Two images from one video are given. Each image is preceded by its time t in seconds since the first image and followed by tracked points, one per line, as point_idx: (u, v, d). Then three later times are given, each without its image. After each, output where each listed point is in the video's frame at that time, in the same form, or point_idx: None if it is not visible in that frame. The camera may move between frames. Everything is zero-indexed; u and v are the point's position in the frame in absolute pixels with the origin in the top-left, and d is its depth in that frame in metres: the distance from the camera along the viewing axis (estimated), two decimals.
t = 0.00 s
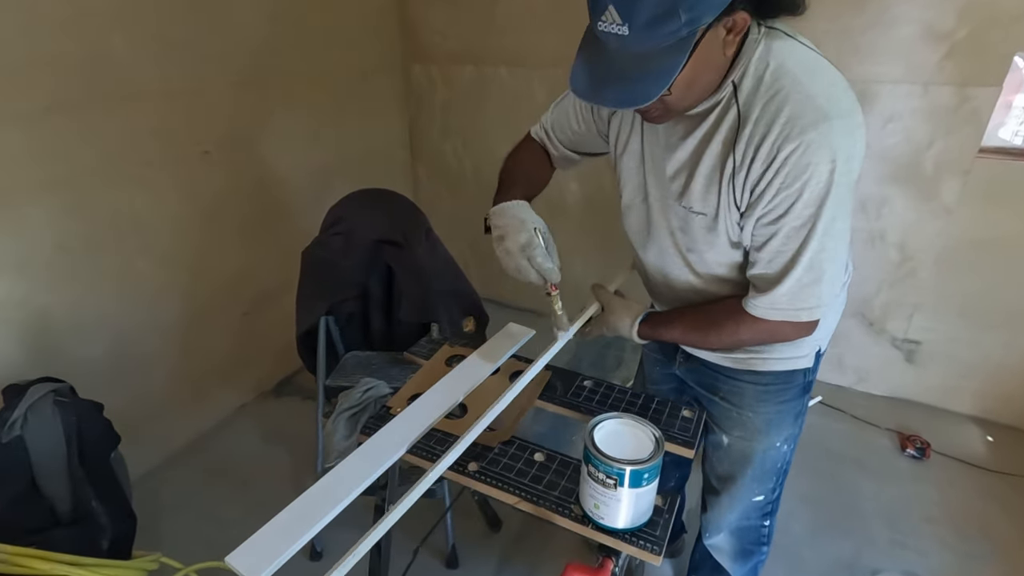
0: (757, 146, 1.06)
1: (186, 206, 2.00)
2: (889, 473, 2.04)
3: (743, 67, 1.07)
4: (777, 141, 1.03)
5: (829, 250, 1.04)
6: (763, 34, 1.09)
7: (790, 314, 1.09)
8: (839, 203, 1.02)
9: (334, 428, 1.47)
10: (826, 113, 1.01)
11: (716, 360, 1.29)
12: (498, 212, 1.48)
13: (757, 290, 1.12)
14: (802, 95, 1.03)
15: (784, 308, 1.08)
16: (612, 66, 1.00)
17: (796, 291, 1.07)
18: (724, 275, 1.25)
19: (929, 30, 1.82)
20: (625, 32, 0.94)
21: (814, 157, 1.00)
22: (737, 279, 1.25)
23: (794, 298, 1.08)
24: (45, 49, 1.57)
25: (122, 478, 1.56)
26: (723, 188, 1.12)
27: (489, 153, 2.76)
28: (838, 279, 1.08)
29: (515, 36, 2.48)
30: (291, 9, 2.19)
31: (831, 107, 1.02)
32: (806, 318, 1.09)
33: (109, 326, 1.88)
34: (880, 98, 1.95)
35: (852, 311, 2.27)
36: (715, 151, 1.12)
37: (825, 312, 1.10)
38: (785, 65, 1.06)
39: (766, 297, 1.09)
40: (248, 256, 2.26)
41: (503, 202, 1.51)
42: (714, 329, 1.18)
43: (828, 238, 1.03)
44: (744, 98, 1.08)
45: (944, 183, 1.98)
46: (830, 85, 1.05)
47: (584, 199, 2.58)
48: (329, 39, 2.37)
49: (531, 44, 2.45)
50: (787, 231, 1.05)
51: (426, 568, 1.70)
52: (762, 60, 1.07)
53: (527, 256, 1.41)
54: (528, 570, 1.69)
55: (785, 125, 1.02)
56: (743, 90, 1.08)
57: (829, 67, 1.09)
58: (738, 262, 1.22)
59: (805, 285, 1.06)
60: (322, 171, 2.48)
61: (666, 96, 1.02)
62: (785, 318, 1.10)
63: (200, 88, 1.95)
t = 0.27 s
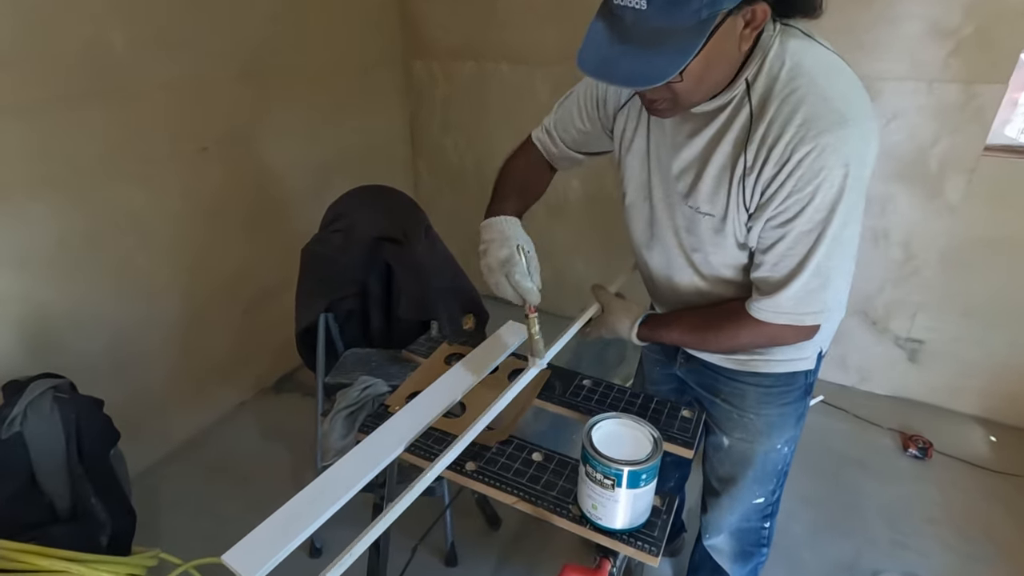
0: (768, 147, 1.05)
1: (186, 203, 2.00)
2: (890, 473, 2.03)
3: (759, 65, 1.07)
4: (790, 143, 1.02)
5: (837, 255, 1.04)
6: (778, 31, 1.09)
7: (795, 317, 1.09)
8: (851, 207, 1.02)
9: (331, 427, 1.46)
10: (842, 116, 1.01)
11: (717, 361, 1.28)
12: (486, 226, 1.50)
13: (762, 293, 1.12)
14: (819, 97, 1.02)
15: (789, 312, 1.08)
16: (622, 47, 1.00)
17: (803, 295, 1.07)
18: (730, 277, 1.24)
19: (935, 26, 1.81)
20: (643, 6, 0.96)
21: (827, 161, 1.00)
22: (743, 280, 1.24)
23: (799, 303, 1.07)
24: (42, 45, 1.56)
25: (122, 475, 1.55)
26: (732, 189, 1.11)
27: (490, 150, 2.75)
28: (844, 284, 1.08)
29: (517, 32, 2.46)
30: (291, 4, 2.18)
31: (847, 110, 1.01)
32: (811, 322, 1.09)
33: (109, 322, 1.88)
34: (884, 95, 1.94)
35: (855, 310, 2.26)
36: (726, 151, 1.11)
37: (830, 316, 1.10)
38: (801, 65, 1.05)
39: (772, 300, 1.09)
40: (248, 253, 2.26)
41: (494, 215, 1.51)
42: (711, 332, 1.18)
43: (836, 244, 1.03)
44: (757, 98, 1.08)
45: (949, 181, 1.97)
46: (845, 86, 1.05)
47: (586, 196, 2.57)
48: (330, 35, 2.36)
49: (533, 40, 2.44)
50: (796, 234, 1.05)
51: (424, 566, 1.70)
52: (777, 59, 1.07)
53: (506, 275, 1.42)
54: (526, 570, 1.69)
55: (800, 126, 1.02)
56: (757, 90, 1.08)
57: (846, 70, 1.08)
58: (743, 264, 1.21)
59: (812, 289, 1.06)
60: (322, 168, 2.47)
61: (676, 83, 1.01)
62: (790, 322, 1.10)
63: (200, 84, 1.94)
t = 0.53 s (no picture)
0: (776, 141, 1.04)
1: (189, 198, 2.00)
2: (893, 472, 2.03)
3: (770, 57, 1.05)
4: (798, 137, 1.00)
5: (844, 255, 1.01)
6: (792, 22, 1.07)
7: (800, 319, 1.06)
8: (860, 205, 0.99)
9: (331, 423, 1.45)
10: (854, 111, 0.98)
11: (718, 362, 1.27)
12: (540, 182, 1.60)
13: (766, 292, 1.10)
14: (830, 90, 1.00)
15: (794, 313, 1.06)
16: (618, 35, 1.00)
17: (809, 295, 1.04)
18: (735, 273, 1.24)
19: (942, 22, 1.80)
20: None
21: (836, 156, 0.97)
22: (747, 278, 1.23)
23: (806, 303, 1.05)
24: (46, 40, 1.57)
25: (125, 469, 1.56)
26: (737, 182, 1.10)
27: (493, 147, 2.75)
28: (852, 286, 1.05)
29: (521, 27, 2.45)
30: None
31: (859, 105, 0.98)
32: (817, 324, 1.06)
33: (113, 316, 1.89)
34: (890, 91, 1.93)
35: (858, 307, 2.26)
36: (732, 143, 1.11)
37: (837, 319, 1.07)
38: (813, 57, 1.03)
39: (775, 300, 1.07)
40: (251, 248, 2.26)
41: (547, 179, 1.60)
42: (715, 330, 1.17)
43: (843, 243, 1.00)
44: (767, 89, 1.06)
45: (954, 179, 1.96)
46: (858, 81, 1.02)
47: (589, 193, 2.57)
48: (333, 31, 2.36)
49: (537, 36, 2.43)
50: (802, 232, 1.02)
51: (427, 560, 1.71)
52: (789, 50, 1.05)
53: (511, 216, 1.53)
54: (528, 565, 1.69)
55: (809, 120, 1.00)
56: (767, 82, 1.06)
57: (862, 65, 1.05)
58: (747, 261, 1.20)
59: (817, 290, 1.04)
60: (326, 163, 2.48)
61: (681, 75, 1.01)
62: (797, 323, 1.07)
63: (203, 79, 1.94)
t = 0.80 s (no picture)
0: (769, 121, 1.03)
1: (195, 193, 2.01)
2: (895, 469, 2.03)
3: (767, 38, 1.05)
4: (791, 118, 1.00)
5: (835, 239, 1.02)
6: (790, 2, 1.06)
7: (794, 305, 1.07)
8: (851, 188, 0.99)
9: (337, 416, 1.49)
10: (847, 93, 0.98)
11: (715, 358, 1.27)
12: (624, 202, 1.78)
13: (761, 277, 1.11)
14: (825, 72, 1.00)
15: (787, 298, 1.07)
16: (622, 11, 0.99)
17: (800, 279, 1.05)
18: (726, 257, 1.25)
19: (947, 19, 1.79)
20: None
21: (827, 138, 0.97)
22: (740, 261, 1.24)
23: (798, 289, 1.06)
24: (53, 36, 1.58)
25: (132, 462, 1.57)
26: (729, 163, 1.11)
27: (497, 143, 2.75)
28: (843, 270, 1.05)
29: (525, 24, 2.45)
30: None
31: (853, 87, 0.98)
32: (809, 313, 1.07)
33: (119, 311, 1.90)
34: (895, 88, 1.93)
35: (861, 305, 2.26)
36: (726, 124, 1.11)
37: (829, 305, 1.08)
38: (808, 38, 1.03)
39: (769, 286, 1.08)
40: (256, 244, 2.27)
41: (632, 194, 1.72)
42: (713, 324, 1.18)
43: (835, 227, 1.01)
44: (762, 69, 1.06)
45: (959, 176, 1.96)
46: (855, 65, 1.02)
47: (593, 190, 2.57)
48: (338, 27, 2.36)
49: (541, 32, 2.43)
50: (794, 215, 1.03)
51: (431, 554, 1.72)
52: (786, 30, 1.04)
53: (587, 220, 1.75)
54: (531, 559, 1.70)
55: (802, 101, 0.99)
56: (763, 61, 1.05)
57: (857, 48, 1.05)
58: (741, 245, 1.21)
59: (811, 276, 1.05)
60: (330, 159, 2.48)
61: (681, 50, 1.00)
62: (791, 309, 1.08)
63: (209, 75, 1.95)
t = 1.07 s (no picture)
0: (761, 99, 1.04)
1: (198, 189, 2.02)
2: (896, 466, 2.03)
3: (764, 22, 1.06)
4: (781, 97, 1.01)
5: (823, 221, 1.02)
6: None
7: (782, 286, 1.08)
8: (838, 169, 0.99)
9: (341, 412, 1.48)
10: (838, 75, 0.99)
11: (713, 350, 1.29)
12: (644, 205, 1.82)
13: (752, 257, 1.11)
14: (818, 54, 1.00)
15: (774, 278, 1.07)
16: None
17: (788, 260, 1.05)
18: (719, 241, 1.25)
19: (951, 16, 1.79)
20: None
21: (815, 117, 0.98)
22: (732, 245, 1.24)
23: (786, 270, 1.06)
24: (58, 32, 1.58)
25: (137, 457, 1.58)
26: (723, 143, 1.11)
27: (499, 141, 2.75)
28: (832, 253, 1.05)
29: (528, 21, 2.46)
30: None
31: (844, 71, 0.99)
32: (798, 294, 1.08)
33: (124, 307, 1.91)
34: (898, 86, 1.93)
35: (863, 303, 2.26)
36: (720, 106, 1.11)
37: (818, 289, 1.08)
38: (802, 22, 1.03)
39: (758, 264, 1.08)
40: (259, 240, 2.28)
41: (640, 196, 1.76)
42: (705, 308, 1.20)
43: (822, 207, 1.01)
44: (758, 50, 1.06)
45: (961, 174, 1.96)
46: (848, 52, 1.03)
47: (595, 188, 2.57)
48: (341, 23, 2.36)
49: (544, 30, 2.43)
50: (782, 194, 1.03)
51: (433, 549, 1.72)
52: (784, 14, 1.05)
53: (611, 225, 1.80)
54: (533, 554, 1.71)
55: (792, 80, 1.00)
56: (760, 44, 1.06)
57: (850, 35, 1.06)
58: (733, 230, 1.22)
59: (798, 256, 1.05)
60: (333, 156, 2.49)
61: (685, 25, 1.00)
62: (779, 290, 1.09)
63: (212, 72, 1.96)
